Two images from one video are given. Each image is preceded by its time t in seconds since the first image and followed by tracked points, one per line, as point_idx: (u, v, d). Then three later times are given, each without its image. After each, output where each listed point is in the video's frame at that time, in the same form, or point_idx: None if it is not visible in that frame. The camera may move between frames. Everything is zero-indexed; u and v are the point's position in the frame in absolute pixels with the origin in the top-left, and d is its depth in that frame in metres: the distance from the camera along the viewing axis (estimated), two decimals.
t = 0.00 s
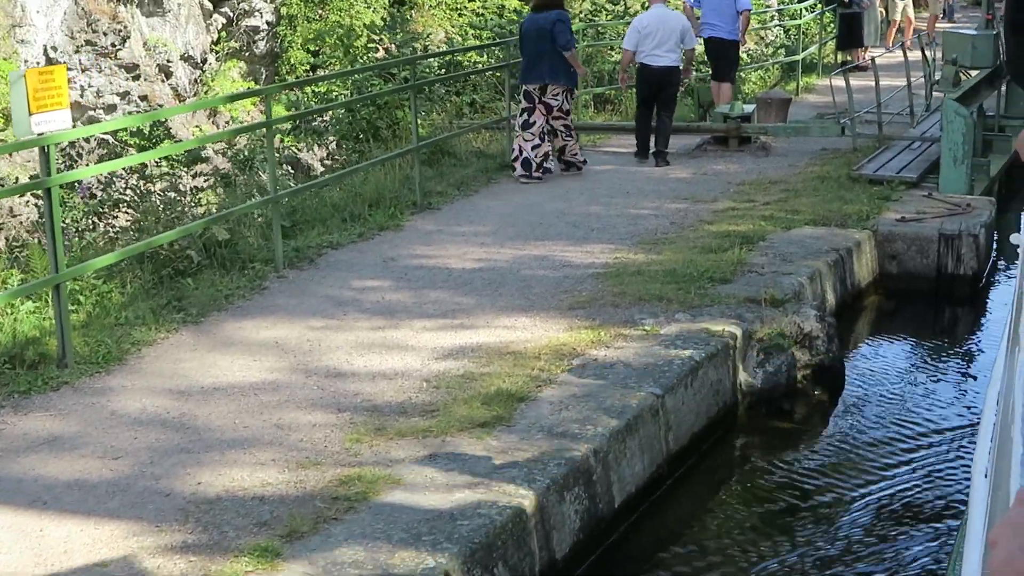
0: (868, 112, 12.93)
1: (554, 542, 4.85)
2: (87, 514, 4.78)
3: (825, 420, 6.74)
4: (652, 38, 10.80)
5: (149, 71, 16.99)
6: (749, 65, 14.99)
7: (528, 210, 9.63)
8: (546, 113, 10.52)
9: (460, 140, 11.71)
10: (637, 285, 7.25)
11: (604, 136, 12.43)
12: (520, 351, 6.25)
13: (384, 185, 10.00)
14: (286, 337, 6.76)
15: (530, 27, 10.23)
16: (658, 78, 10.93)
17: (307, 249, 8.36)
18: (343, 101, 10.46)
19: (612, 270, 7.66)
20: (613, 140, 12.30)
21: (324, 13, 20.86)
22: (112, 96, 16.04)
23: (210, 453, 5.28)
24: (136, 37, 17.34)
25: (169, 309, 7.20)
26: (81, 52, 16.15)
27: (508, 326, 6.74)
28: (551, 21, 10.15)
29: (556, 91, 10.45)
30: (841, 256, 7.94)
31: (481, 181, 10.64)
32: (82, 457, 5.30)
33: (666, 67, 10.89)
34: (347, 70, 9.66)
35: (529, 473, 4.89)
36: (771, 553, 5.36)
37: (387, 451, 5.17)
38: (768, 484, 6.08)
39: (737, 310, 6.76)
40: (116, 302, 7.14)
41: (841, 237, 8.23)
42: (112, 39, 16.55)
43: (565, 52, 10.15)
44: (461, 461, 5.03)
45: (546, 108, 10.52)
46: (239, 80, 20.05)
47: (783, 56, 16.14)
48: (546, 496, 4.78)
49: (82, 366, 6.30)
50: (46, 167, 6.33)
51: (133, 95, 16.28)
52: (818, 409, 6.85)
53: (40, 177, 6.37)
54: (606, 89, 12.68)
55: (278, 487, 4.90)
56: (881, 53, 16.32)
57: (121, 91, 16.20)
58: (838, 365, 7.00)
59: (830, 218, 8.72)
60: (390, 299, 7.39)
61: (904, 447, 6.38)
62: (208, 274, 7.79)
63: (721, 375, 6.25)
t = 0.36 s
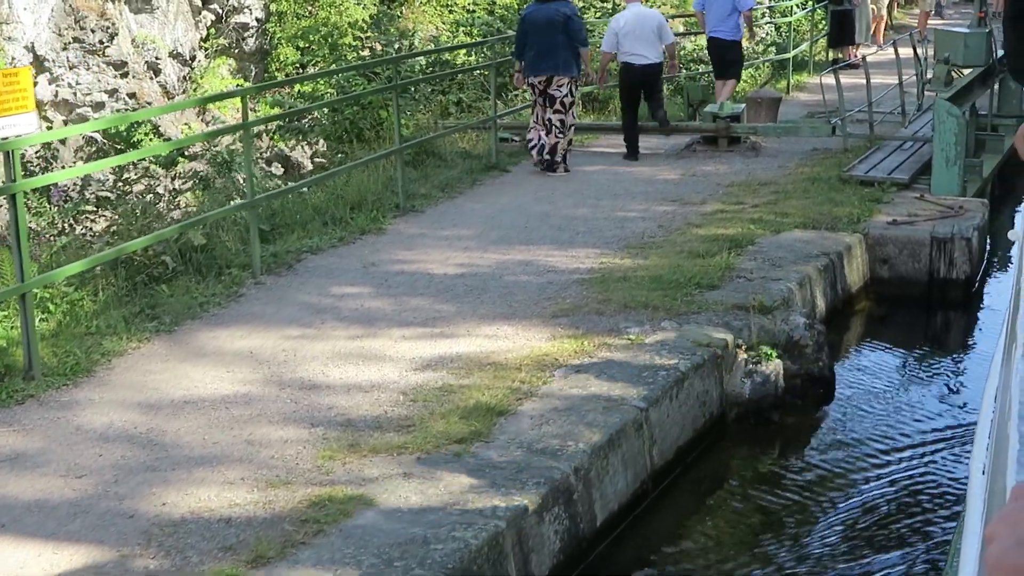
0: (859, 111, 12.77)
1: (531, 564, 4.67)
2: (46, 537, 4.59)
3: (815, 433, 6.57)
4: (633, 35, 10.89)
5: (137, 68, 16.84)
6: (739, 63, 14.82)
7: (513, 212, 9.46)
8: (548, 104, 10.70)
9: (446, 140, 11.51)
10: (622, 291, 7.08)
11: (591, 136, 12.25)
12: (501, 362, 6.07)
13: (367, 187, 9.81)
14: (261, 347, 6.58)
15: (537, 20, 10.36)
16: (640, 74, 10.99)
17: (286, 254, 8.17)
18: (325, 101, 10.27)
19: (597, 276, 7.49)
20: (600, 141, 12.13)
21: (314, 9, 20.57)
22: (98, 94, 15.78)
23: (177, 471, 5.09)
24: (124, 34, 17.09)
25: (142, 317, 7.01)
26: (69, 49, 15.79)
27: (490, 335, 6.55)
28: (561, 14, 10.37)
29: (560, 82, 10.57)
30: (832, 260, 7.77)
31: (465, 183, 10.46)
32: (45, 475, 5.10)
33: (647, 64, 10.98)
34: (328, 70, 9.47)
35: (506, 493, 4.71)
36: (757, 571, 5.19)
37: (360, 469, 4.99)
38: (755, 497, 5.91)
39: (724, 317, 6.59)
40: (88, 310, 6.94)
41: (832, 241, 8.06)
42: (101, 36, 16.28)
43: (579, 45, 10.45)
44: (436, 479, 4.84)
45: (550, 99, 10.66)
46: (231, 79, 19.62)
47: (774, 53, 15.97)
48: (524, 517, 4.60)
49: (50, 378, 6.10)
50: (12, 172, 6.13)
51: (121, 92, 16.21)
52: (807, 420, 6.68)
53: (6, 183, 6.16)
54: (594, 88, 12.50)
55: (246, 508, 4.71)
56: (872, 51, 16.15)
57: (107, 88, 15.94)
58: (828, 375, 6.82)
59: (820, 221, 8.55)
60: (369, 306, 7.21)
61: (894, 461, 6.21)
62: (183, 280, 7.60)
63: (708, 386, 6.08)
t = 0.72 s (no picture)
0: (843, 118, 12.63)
1: None
2: None
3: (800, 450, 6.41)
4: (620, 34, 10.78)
5: (119, 73, 16.53)
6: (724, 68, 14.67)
7: (492, 222, 9.27)
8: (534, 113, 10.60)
9: (425, 148, 11.32)
10: (601, 305, 6.90)
11: (573, 144, 12.08)
12: (476, 380, 5.88)
13: (343, 196, 9.61)
14: (229, 364, 6.37)
15: (528, 30, 10.25)
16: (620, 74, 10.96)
17: (258, 266, 7.98)
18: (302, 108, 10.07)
19: (577, 289, 7.31)
20: (582, 149, 11.96)
21: (296, 14, 20.41)
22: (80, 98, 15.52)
23: (135, 497, 4.88)
24: (106, 38, 16.63)
25: (107, 333, 6.80)
26: (49, 54, 15.38)
27: (465, 351, 6.36)
28: (552, 24, 10.26)
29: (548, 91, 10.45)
30: (816, 273, 7.60)
31: (444, 192, 10.27)
32: None
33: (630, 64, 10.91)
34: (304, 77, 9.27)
35: (477, 521, 4.52)
36: None
37: (326, 494, 4.80)
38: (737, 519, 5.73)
39: (706, 332, 6.42)
40: (51, 325, 6.73)
41: (816, 252, 7.90)
42: (82, 41, 15.96)
43: (568, 53, 10.40)
44: (405, 506, 4.65)
45: (534, 108, 10.51)
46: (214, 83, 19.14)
47: (758, 59, 15.84)
48: (495, 546, 4.41)
49: (9, 397, 5.88)
50: None
51: (103, 97, 15.96)
52: (791, 438, 6.51)
53: None
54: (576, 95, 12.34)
55: (205, 537, 4.51)
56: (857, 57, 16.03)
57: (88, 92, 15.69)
58: (812, 391, 6.67)
59: (804, 232, 8.38)
60: (342, 321, 7.02)
61: (880, 482, 6.05)
62: (151, 293, 7.39)
63: (688, 404, 5.91)
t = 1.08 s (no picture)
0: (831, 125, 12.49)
1: None
2: None
3: (791, 467, 6.22)
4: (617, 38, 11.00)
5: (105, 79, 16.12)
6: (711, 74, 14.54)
7: (474, 232, 9.09)
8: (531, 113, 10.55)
9: (406, 156, 11.15)
10: (583, 320, 6.71)
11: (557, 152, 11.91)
12: (453, 400, 5.69)
13: (322, 206, 9.42)
14: (199, 382, 6.18)
15: (518, 31, 10.19)
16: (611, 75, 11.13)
17: (232, 279, 7.77)
18: (281, 116, 9.87)
19: (558, 302, 7.12)
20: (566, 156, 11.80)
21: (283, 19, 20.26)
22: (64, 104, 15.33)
23: (95, 526, 4.68)
24: (90, 43, 16.47)
25: (74, 349, 6.59)
26: (34, 59, 15.25)
27: (443, 368, 6.17)
28: (541, 24, 10.21)
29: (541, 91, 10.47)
30: (804, 284, 7.43)
31: (426, 201, 10.08)
32: None
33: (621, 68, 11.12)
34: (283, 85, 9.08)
35: (450, 550, 4.31)
36: None
37: (294, 522, 4.59)
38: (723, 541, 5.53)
39: (690, 348, 6.23)
40: (16, 341, 6.52)
41: (804, 263, 7.72)
42: (66, 45, 15.68)
43: (559, 55, 10.33)
44: (375, 535, 4.45)
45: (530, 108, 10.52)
46: (199, 88, 19.10)
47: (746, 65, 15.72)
48: None
49: None
50: None
51: (88, 103, 15.63)
52: (779, 456, 6.32)
53: None
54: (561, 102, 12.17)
55: (165, 569, 4.31)
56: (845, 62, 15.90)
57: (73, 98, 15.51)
58: (799, 408, 6.48)
59: (792, 242, 8.20)
60: (317, 336, 6.83)
61: (871, 501, 5.86)
62: (121, 308, 7.19)
63: (672, 423, 5.72)
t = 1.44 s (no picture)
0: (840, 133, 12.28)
1: None
2: None
3: (797, 494, 6.06)
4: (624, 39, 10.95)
5: (110, 76, 16.09)
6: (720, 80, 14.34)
7: (475, 239, 8.89)
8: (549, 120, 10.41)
9: (408, 160, 10.96)
10: (583, 333, 6.51)
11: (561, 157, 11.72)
12: (446, 416, 5.50)
13: (321, 211, 9.23)
14: (186, 394, 5.99)
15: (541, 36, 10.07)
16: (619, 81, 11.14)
17: (224, 285, 7.58)
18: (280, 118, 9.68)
19: (558, 314, 6.92)
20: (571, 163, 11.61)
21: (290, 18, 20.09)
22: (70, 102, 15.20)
23: (69, 547, 4.48)
24: (97, 42, 16.29)
25: (59, 357, 6.40)
26: (39, 57, 15.09)
27: (438, 382, 5.98)
28: (569, 33, 10.06)
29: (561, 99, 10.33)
30: (812, 299, 7.22)
31: (427, 206, 9.88)
32: None
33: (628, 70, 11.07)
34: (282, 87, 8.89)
35: None
36: None
37: (276, 546, 4.40)
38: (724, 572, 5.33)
39: (693, 365, 6.02)
40: None
41: (811, 277, 7.51)
42: (72, 43, 15.56)
43: (581, 65, 10.17)
44: (360, 561, 4.25)
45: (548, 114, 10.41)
46: (207, 87, 18.70)
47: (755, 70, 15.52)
48: None
49: None
50: None
51: (93, 101, 15.48)
52: (784, 481, 6.12)
53: None
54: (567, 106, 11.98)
55: None
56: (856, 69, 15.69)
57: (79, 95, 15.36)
58: (805, 429, 6.28)
59: (799, 254, 8.00)
60: (310, 346, 6.63)
61: (879, 533, 5.66)
62: (109, 315, 7.00)
63: (673, 444, 5.51)
